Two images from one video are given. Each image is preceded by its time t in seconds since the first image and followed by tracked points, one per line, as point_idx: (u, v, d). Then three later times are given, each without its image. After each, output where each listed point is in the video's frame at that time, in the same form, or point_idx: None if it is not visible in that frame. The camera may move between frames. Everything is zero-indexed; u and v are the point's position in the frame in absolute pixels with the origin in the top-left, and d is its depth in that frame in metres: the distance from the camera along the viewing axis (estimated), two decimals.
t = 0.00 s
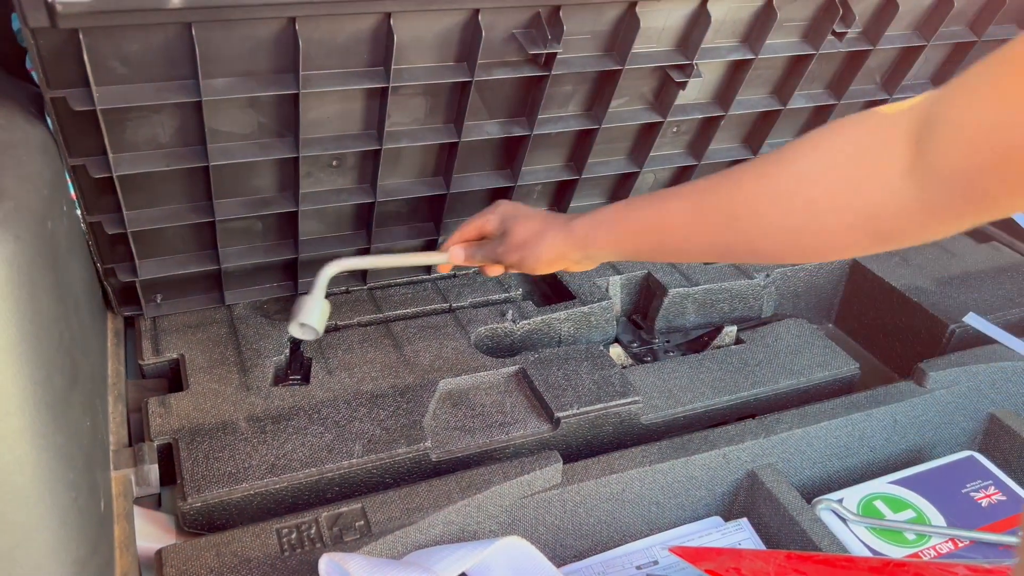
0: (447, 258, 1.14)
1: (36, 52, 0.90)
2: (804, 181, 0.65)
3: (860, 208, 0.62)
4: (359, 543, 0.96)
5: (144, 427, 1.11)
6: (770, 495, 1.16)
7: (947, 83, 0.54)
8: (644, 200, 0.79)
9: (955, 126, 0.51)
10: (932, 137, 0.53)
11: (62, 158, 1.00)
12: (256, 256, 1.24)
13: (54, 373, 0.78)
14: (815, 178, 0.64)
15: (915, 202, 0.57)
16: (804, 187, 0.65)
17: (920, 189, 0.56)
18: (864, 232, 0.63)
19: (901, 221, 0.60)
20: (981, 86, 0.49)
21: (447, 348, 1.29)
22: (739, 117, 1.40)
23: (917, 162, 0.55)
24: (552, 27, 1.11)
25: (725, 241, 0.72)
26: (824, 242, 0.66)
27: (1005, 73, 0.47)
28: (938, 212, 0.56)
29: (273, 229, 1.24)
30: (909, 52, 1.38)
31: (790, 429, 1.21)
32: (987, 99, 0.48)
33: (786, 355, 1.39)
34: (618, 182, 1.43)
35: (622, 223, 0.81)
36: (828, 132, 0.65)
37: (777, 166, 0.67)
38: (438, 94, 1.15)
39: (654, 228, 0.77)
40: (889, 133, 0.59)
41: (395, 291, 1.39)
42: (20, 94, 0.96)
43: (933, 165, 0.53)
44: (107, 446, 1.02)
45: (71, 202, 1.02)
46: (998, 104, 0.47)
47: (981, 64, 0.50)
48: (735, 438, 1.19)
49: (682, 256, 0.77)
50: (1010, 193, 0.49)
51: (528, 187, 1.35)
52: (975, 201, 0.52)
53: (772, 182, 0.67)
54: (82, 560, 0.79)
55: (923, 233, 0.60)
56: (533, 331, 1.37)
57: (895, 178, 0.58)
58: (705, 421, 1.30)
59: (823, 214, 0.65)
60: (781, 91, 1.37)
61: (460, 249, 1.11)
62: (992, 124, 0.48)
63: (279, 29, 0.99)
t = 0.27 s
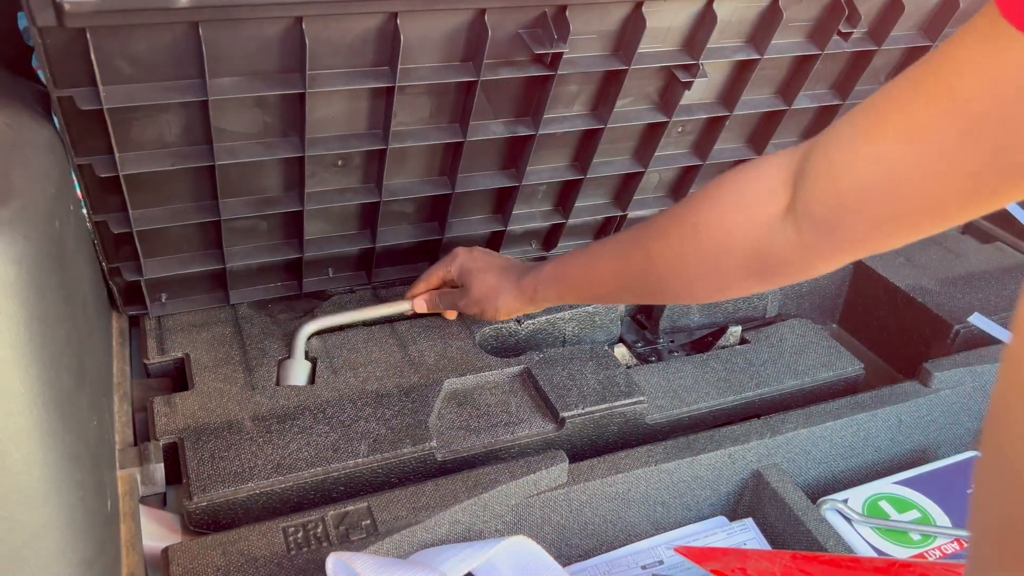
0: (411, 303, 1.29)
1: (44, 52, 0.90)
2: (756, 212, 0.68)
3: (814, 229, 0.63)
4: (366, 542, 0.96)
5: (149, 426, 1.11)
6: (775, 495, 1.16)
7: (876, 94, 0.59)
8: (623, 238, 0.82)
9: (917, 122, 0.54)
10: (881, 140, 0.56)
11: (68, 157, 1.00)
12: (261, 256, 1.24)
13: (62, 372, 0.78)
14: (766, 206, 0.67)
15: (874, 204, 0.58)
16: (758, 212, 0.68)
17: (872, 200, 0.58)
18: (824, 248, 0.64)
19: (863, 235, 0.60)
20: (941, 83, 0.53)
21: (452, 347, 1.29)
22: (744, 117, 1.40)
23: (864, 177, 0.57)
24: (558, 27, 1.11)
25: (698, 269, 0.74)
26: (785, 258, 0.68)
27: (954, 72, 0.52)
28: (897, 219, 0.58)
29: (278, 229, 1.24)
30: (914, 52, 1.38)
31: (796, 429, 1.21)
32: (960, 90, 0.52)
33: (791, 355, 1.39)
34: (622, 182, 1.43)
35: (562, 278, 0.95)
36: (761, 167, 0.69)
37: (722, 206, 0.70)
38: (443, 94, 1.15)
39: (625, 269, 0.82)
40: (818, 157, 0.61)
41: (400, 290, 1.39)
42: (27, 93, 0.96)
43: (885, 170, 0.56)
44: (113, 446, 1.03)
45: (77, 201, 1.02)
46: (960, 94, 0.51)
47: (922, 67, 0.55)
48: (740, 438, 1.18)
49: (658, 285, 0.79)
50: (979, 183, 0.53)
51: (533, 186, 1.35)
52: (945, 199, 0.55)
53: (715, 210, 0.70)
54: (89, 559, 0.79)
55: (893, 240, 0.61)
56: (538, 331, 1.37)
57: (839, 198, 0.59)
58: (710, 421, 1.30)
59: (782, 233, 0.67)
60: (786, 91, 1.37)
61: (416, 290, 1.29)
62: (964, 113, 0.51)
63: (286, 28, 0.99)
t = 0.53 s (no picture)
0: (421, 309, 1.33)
1: (47, 52, 0.90)
2: (773, 234, 0.79)
3: (827, 248, 0.74)
4: (367, 542, 0.96)
5: (151, 426, 1.12)
6: (776, 495, 1.16)
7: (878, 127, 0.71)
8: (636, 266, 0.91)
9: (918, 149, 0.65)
10: (889, 162, 0.67)
11: (71, 157, 1.00)
12: (262, 256, 1.25)
13: (65, 371, 0.78)
14: (783, 232, 0.78)
15: (883, 220, 0.69)
16: (778, 234, 0.78)
17: (880, 221, 0.69)
18: (836, 266, 0.75)
19: (877, 249, 0.71)
20: (935, 117, 0.64)
21: (453, 348, 1.29)
22: (744, 118, 1.40)
23: (877, 200, 0.69)
24: (559, 28, 1.11)
25: (723, 288, 0.84)
26: (803, 277, 0.79)
27: (951, 103, 0.63)
28: (901, 235, 0.69)
29: (279, 229, 1.24)
30: (915, 54, 1.38)
31: (796, 430, 1.21)
32: (949, 123, 0.63)
33: (792, 355, 1.40)
34: (623, 183, 1.43)
35: (567, 298, 1.05)
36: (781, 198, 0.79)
37: (743, 232, 0.80)
38: (445, 95, 1.15)
39: (636, 295, 0.92)
40: (832, 183, 0.73)
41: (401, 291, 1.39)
42: (29, 94, 0.96)
43: (894, 190, 0.67)
44: (116, 445, 1.03)
45: (80, 201, 1.02)
46: (954, 122, 0.63)
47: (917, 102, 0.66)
48: (741, 438, 1.19)
49: (672, 303, 0.89)
50: (978, 196, 0.63)
51: (534, 187, 1.35)
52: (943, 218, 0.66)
53: (736, 232, 0.81)
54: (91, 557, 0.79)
55: (896, 259, 0.72)
56: (539, 331, 1.37)
57: (853, 218, 0.71)
58: (711, 422, 1.30)
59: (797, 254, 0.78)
60: (787, 92, 1.37)
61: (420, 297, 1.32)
62: (959, 141, 0.62)
63: (288, 29, 0.99)
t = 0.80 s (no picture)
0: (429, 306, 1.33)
1: (48, 53, 0.90)
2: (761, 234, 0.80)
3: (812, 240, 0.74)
4: (367, 542, 0.96)
5: (152, 427, 1.12)
6: (776, 496, 1.16)
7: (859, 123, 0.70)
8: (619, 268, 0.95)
9: (889, 135, 0.65)
10: (873, 150, 0.66)
11: (72, 158, 1.01)
12: (263, 256, 1.25)
13: (66, 372, 0.78)
14: (770, 230, 0.79)
15: (861, 209, 0.68)
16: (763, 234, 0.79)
17: (860, 207, 0.68)
18: (827, 255, 0.74)
19: (862, 237, 0.71)
20: (904, 108, 0.64)
21: (454, 348, 1.29)
22: (745, 118, 1.40)
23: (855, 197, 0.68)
24: (559, 29, 1.11)
25: (710, 286, 0.85)
26: (795, 272, 0.79)
27: (939, 81, 0.60)
28: (884, 222, 0.68)
29: (279, 229, 1.24)
30: (915, 54, 1.38)
31: (796, 430, 1.21)
32: (923, 107, 0.62)
33: (792, 356, 1.40)
34: (623, 183, 1.43)
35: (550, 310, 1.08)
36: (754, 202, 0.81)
37: (729, 233, 0.82)
38: (445, 96, 1.15)
39: (623, 300, 0.95)
40: (814, 177, 0.72)
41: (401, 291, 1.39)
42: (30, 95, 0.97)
43: (870, 175, 0.66)
44: (116, 446, 1.03)
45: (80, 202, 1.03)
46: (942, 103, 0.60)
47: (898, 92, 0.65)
48: (741, 439, 1.19)
49: (665, 307, 0.91)
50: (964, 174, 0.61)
51: (534, 187, 1.35)
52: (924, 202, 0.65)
53: (722, 236, 0.82)
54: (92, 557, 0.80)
55: (887, 243, 0.71)
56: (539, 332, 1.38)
57: (831, 209, 0.70)
58: (711, 422, 1.30)
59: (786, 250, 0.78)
60: (787, 93, 1.37)
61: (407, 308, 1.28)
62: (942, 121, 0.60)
63: (289, 30, 0.99)
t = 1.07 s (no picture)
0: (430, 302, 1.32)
1: (47, 51, 0.90)
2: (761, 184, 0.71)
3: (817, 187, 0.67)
4: (367, 541, 0.96)
5: (152, 425, 1.12)
6: (777, 495, 1.16)
7: (860, 66, 0.66)
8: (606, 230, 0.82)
9: (900, 67, 0.60)
10: (887, 78, 0.61)
11: (72, 157, 1.00)
12: (263, 255, 1.25)
13: (65, 370, 0.78)
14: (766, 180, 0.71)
15: (872, 142, 0.62)
16: (762, 182, 0.71)
17: (874, 141, 0.62)
18: (830, 202, 0.67)
19: (871, 180, 0.64)
20: (910, 47, 0.60)
21: (454, 348, 1.29)
22: (746, 117, 1.40)
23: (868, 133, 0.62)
24: (560, 27, 1.11)
25: (699, 247, 0.76)
26: (797, 223, 0.71)
27: None
28: (896, 157, 0.62)
29: (279, 228, 1.24)
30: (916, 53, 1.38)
31: (797, 430, 1.21)
32: (941, 31, 0.58)
33: (793, 355, 1.39)
34: (624, 182, 1.43)
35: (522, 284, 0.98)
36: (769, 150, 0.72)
37: (723, 186, 0.73)
38: (445, 94, 1.15)
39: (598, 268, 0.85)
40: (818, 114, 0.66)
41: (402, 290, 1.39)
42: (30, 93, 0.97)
43: (875, 112, 0.62)
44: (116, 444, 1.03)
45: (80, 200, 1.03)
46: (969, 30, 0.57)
47: (904, 28, 0.62)
48: (741, 438, 1.18)
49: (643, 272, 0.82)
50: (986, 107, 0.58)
51: (535, 186, 1.35)
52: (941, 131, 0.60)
53: (713, 188, 0.73)
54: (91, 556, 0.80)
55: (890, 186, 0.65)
56: (540, 331, 1.37)
57: (841, 149, 0.64)
58: (712, 421, 1.30)
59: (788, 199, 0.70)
60: (789, 92, 1.37)
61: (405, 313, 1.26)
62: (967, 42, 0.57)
63: (289, 28, 0.99)
